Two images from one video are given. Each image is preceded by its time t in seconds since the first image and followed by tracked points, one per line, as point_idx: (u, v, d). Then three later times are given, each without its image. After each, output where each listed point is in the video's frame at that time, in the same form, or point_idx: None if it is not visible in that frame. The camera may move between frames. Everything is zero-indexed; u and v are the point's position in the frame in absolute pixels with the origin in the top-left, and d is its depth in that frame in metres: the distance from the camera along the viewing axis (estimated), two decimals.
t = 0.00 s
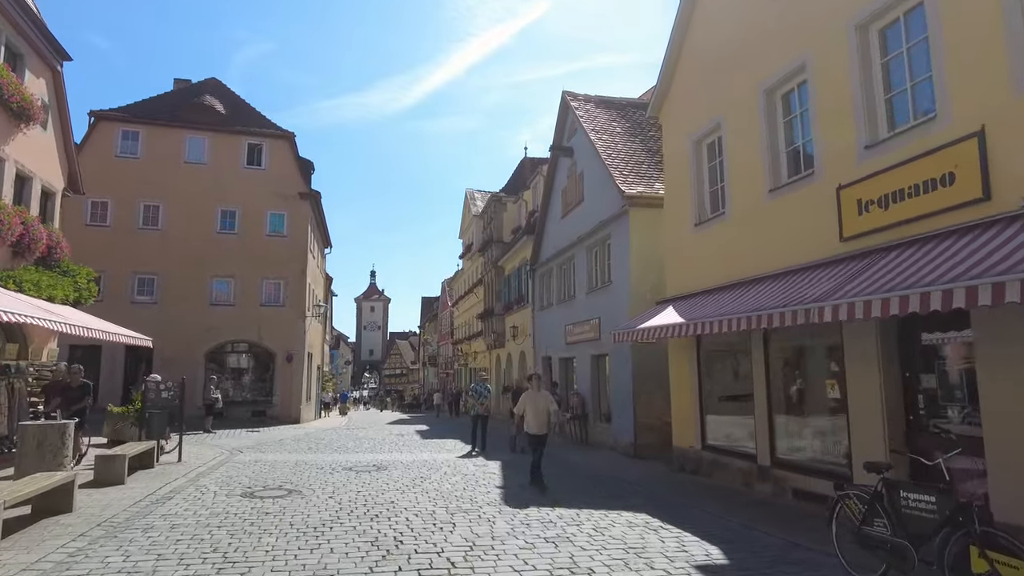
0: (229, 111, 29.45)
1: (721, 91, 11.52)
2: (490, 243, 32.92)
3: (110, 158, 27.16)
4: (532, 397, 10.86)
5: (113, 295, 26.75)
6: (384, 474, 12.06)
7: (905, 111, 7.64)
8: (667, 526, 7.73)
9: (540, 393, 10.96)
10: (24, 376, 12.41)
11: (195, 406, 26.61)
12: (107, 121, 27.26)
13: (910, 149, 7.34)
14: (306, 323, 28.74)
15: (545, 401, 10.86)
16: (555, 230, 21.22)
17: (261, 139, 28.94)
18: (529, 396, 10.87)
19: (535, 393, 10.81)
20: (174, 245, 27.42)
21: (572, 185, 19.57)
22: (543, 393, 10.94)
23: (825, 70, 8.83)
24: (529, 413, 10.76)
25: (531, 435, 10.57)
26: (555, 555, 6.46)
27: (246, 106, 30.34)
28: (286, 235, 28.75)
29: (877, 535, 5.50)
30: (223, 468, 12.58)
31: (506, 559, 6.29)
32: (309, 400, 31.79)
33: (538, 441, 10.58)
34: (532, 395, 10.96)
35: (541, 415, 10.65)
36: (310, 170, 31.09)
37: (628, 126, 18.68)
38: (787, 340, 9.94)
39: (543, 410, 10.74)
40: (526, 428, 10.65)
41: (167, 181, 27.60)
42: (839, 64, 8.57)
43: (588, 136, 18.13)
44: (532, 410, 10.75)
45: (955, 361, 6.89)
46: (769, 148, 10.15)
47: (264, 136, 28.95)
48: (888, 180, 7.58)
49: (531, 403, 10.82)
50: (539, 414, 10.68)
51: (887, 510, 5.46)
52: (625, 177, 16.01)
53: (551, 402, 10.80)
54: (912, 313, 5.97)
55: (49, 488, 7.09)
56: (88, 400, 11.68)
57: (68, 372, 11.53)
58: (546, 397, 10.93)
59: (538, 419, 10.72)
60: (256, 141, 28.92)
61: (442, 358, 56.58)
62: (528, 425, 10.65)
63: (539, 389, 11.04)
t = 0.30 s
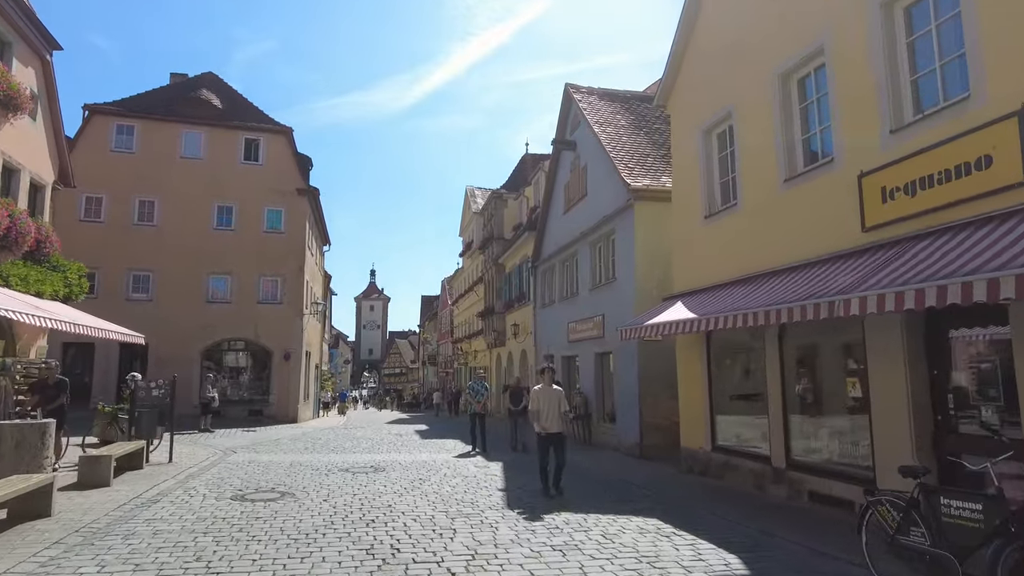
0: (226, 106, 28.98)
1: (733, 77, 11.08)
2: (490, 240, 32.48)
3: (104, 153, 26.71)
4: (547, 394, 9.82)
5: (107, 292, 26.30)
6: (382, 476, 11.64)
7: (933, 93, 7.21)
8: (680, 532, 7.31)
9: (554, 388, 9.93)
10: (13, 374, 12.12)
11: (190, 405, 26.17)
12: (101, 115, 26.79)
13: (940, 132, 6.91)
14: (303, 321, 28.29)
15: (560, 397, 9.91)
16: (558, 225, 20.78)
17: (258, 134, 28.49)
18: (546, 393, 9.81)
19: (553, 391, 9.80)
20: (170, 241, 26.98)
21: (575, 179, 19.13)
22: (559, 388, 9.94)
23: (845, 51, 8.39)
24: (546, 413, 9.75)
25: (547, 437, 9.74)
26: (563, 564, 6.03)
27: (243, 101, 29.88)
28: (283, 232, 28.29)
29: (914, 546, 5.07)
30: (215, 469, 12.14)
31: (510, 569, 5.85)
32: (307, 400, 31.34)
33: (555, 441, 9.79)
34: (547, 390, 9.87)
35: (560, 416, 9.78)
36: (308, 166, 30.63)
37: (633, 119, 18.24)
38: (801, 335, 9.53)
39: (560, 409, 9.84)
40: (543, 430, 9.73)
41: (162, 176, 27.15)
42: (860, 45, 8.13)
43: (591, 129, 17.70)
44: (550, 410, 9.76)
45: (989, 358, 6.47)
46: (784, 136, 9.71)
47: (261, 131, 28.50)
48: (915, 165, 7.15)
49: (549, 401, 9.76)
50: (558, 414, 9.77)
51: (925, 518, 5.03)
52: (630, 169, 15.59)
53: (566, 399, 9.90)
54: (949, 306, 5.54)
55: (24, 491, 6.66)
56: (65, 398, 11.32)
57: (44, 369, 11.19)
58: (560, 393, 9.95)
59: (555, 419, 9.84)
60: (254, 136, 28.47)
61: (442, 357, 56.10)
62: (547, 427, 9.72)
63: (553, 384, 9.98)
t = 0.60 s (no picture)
0: (221, 98, 28.52)
1: (744, 62, 10.64)
2: (490, 235, 32.06)
3: (97, 146, 26.28)
4: (566, 394, 8.79)
5: (101, 287, 25.90)
6: (379, 476, 11.23)
7: (960, 73, 6.80)
8: (690, 538, 6.94)
9: (571, 389, 8.90)
10: None
11: (185, 402, 25.78)
12: (94, 107, 26.34)
13: (969, 114, 6.49)
14: (300, 317, 27.89)
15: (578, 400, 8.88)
16: (559, 219, 20.35)
17: (255, 127, 28.04)
18: (565, 394, 8.77)
19: (572, 393, 8.78)
20: (164, 235, 26.56)
21: (577, 171, 18.72)
22: (576, 390, 8.93)
23: (864, 31, 7.96)
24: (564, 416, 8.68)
25: (562, 444, 8.70)
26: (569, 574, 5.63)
27: (239, 93, 29.41)
28: (280, 226, 27.88)
29: (950, 557, 4.69)
30: (206, 469, 11.75)
31: None
32: (304, 397, 30.93)
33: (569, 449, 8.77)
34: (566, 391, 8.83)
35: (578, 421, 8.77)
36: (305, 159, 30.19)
37: (636, 110, 17.83)
38: (814, 331, 9.15)
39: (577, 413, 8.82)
40: (559, 436, 8.68)
41: (157, 169, 26.72)
42: (880, 23, 7.70)
43: (594, 120, 17.27)
44: (568, 412, 8.73)
45: (1022, 353, 6.07)
46: (798, 121, 9.30)
47: (258, 124, 28.05)
48: (941, 149, 6.73)
49: (568, 403, 8.72)
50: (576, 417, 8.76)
51: (963, 527, 4.64)
52: (634, 160, 15.17)
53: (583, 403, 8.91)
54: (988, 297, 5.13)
55: None
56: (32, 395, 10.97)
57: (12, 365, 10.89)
58: (577, 395, 8.91)
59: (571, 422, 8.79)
60: (249, 128, 28.02)
61: (442, 354, 55.73)
62: (564, 432, 8.67)
63: (570, 384, 8.94)
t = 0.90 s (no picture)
0: (216, 93, 28.06)
1: (754, 47, 10.21)
2: (490, 232, 31.65)
3: (90, 141, 25.84)
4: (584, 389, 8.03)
5: (94, 285, 25.47)
6: (374, 479, 10.82)
7: (989, 53, 6.39)
8: (703, 547, 6.55)
9: (591, 385, 8.14)
10: None
11: (180, 401, 25.38)
12: (87, 102, 25.89)
13: (999, 95, 6.08)
14: (297, 315, 27.48)
15: (599, 395, 8.08)
16: (560, 214, 19.94)
17: (250, 122, 27.60)
18: (582, 389, 8.02)
19: (590, 387, 8.01)
20: (158, 232, 26.13)
21: (578, 165, 18.31)
22: (597, 385, 8.13)
23: (882, 10, 7.54)
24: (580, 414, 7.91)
25: (581, 444, 7.83)
26: None
27: (235, 88, 28.95)
28: (276, 223, 27.46)
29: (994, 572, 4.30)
30: (195, 471, 11.33)
31: None
32: (302, 396, 30.51)
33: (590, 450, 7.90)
34: (582, 387, 8.10)
35: (598, 418, 7.94)
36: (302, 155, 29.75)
37: (639, 102, 17.41)
38: (829, 327, 8.74)
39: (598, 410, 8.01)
40: (576, 434, 7.87)
41: (150, 165, 26.27)
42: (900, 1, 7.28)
43: (596, 112, 16.85)
44: (586, 408, 7.94)
45: None
46: (811, 108, 8.88)
47: (253, 119, 27.60)
48: (968, 134, 6.32)
49: (585, 399, 7.97)
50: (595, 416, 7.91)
51: (1010, 540, 4.25)
52: (637, 152, 14.75)
53: (605, 399, 8.08)
54: None
55: None
56: None
57: None
58: (598, 391, 8.12)
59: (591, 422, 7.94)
60: (245, 124, 27.58)
61: (441, 352, 55.32)
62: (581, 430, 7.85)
63: (590, 379, 8.18)
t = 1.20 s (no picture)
0: (213, 89, 27.65)
1: (766, 35, 9.80)
2: (490, 231, 31.28)
3: (84, 138, 25.43)
4: (607, 396, 7.17)
5: (88, 284, 25.06)
6: (371, 484, 10.41)
7: None
8: (718, 560, 6.15)
9: (616, 391, 7.26)
10: None
11: (175, 403, 24.99)
12: (81, 98, 25.49)
13: None
14: (294, 314, 27.07)
15: (624, 403, 7.19)
16: (562, 212, 19.56)
17: (247, 119, 27.20)
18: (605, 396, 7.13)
19: (614, 393, 7.14)
20: (154, 231, 25.73)
21: (581, 161, 17.93)
22: (622, 391, 7.24)
23: None
24: (602, 424, 7.06)
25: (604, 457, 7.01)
26: None
27: (232, 85, 28.55)
28: (273, 221, 27.05)
29: None
30: (185, 476, 10.93)
31: None
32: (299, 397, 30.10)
33: (616, 463, 7.07)
34: (605, 394, 7.19)
35: (623, 428, 7.05)
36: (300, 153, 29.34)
37: (643, 97, 17.02)
38: (845, 326, 8.32)
39: (623, 419, 7.13)
40: (598, 446, 7.01)
41: (145, 162, 25.86)
42: None
43: (600, 106, 16.46)
44: (609, 418, 7.07)
45: None
46: (828, 97, 8.48)
47: (250, 115, 27.19)
48: (1001, 120, 5.92)
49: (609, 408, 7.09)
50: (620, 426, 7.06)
51: None
52: (642, 147, 14.36)
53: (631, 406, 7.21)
54: None
55: None
56: None
57: None
58: (623, 398, 7.24)
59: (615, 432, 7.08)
60: (242, 121, 27.17)
61: (441, 352, 54.92)
62: (603, 441, 6.99)
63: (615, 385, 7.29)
